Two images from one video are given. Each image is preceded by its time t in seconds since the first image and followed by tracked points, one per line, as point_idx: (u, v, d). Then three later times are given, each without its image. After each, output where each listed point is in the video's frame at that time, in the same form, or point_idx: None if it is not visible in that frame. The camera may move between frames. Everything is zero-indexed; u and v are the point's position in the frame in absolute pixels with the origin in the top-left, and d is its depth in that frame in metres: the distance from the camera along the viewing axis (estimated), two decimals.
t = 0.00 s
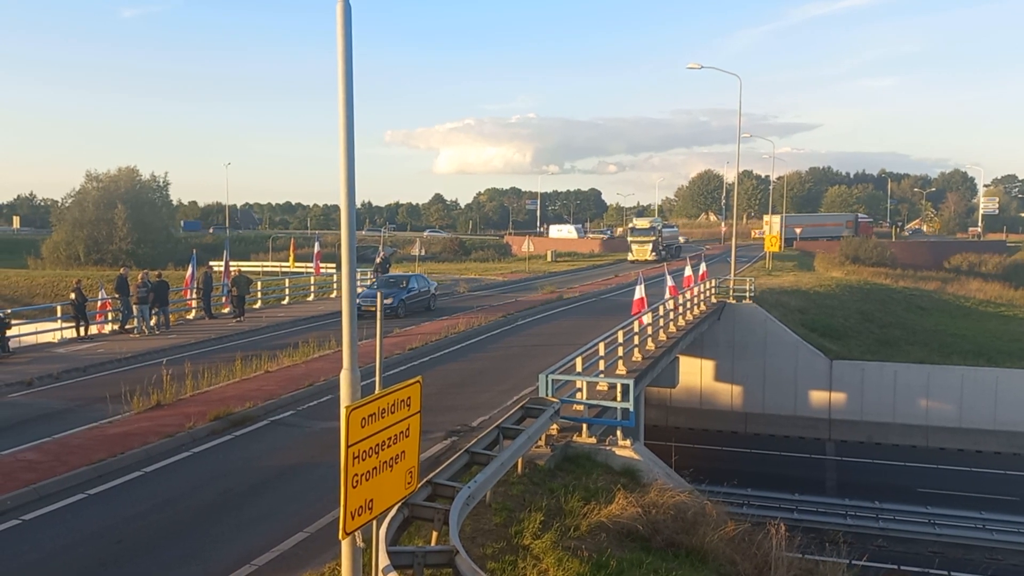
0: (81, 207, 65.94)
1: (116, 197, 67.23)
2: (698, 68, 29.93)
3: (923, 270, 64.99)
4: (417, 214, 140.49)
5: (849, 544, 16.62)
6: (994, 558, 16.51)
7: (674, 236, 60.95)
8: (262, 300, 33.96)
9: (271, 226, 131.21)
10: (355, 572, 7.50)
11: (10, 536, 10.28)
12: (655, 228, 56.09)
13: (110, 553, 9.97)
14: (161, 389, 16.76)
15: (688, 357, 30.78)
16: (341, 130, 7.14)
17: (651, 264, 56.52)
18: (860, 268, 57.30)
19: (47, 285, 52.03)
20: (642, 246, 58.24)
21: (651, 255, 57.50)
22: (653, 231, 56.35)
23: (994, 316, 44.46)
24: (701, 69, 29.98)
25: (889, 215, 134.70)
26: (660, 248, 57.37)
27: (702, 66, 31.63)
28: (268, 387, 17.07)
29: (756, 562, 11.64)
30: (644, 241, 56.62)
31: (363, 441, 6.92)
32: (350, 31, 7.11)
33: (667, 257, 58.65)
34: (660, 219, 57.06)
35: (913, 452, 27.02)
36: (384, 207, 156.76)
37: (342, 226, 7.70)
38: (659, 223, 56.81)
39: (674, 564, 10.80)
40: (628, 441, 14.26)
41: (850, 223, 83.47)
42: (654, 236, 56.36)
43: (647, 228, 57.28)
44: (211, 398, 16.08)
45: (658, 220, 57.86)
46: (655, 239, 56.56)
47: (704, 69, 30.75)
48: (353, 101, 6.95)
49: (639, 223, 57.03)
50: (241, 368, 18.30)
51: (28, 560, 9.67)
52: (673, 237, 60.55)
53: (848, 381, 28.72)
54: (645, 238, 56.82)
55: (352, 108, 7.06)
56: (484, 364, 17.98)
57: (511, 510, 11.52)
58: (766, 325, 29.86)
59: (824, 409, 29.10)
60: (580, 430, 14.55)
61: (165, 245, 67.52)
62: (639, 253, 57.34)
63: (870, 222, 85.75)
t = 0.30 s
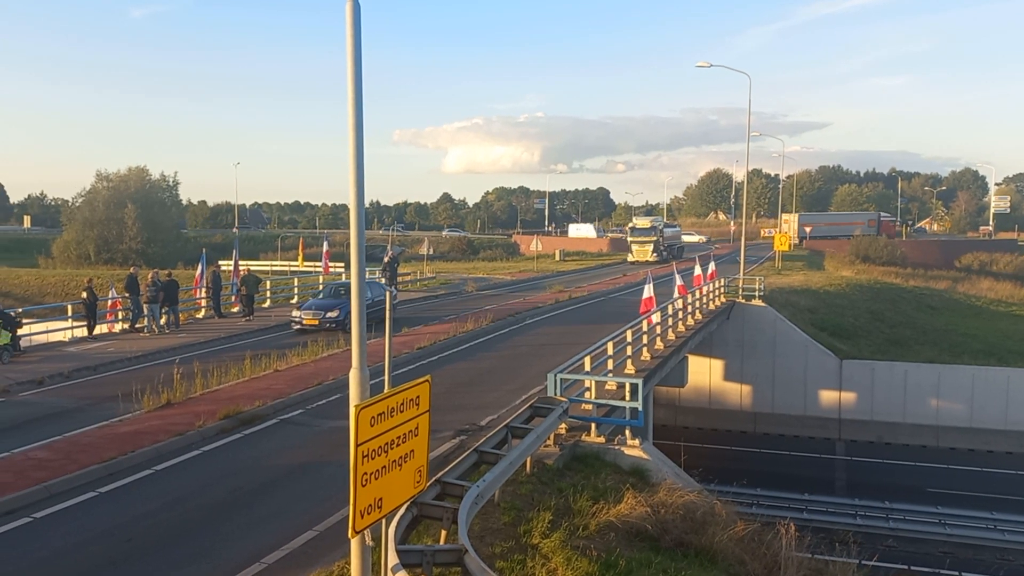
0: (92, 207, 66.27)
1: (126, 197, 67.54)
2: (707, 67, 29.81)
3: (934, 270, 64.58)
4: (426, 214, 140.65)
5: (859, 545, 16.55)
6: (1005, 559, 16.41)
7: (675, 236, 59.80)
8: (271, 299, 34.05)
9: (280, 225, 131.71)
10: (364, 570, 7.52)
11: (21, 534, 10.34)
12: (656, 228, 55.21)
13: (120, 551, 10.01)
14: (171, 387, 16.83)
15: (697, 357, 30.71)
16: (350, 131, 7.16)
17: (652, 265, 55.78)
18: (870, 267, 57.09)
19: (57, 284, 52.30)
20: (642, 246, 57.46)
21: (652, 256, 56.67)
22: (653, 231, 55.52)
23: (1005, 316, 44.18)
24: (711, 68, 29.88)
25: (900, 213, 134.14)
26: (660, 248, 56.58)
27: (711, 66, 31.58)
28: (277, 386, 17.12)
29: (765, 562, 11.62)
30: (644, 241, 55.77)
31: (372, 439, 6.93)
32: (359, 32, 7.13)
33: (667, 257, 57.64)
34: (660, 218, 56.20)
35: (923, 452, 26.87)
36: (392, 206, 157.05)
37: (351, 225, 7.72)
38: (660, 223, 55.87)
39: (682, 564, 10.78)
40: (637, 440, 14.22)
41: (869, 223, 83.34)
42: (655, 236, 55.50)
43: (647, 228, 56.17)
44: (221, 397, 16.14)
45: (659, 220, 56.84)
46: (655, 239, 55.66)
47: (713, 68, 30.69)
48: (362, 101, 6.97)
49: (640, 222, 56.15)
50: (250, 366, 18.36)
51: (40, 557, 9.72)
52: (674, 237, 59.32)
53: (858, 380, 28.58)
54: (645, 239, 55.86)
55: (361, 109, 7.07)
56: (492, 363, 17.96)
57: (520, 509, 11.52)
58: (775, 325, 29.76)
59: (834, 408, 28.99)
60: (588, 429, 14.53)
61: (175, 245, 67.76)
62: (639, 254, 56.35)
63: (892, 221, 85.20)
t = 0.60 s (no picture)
0: (112, 206, 66.93)
1: (145, 197, 68.14)
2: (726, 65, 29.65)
3: (955, 270, 63.93)
4: (442, 213, 140.97)
5: (878, 546, 16.42)
6: None
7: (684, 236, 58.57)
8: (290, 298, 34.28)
9: (297, 224, 132.49)
10: (382, 568, 7.54)
11: (43, 530, 10.45)
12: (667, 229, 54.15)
13: (140, 547, 10.09)
14: (191, 385, 16.95)
15: (715, 356, 30.57)
16: (369, 129, 7.18)
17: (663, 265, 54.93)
18: (891, 267, 56.69)
19: (79, 282, 52.84)
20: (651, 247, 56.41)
21: (659, 258, 55.51)
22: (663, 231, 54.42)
23: None
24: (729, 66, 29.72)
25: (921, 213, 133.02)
26: (670, 249, 55.66)
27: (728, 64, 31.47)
28: (296, 384, 17.19)
29: (784, 563, 11.55)
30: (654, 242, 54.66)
31: (390, 437, 6.94)
32: (377, 31, 7.14)
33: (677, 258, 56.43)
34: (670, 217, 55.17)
35: (944, 453, 26.62)
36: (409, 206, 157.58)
37: (369, 223, 7.74)
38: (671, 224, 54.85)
39: (700, 565, 10.73)
40: (655, 440, 14.17)
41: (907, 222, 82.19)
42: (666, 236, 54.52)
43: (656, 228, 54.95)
44: (240, 394, 16.23)
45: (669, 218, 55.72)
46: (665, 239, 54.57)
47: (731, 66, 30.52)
48: (380, 100, 6.99)
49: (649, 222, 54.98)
50: (268, 364, 18.45)
51: (60, 553, 9.81)
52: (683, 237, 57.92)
53: (878, 381, 28.34)
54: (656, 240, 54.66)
55: (379, 107, 7.09)
56: (509, 362, 17.96)
57: (537, 508, 11.52)
58: (794, 325, 29.56)
59: (853, 409, 28.77)
60: (605, 429, 14.48)
61: (194, 244, 68.32)
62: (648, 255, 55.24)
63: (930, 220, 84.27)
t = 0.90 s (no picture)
0: (140, 206, 67.73)
1: (173, 196, 68.94)
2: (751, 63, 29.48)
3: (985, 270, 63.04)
4: (465, 212, 141.19)
5: (905, 549, 16.21)
6: None
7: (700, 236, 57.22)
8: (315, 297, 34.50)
9: (322, 223, 133.40)
10: (405, 566, 7.55)
11: (72, 525, 10.60)
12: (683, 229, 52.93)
13: (166, 544, 10.18)
14: (217, 382, 17.11)
15: (740, 356, 30.37)
16: (393, 130, 7.21)
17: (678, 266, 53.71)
18: (919, 266, 56.08)
19: (107, 280, 53.53)
20: (666, 247, 55.36)
21: (675, 258, 54.51)
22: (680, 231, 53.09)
23: None
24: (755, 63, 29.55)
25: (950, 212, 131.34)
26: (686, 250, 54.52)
27: (754, 62, 31.28)
28: (320, 382, 17.28)
29: (810, 564, 11.45)
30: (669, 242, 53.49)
31: (414, 436, 6.96)
32: (402, 31, 7.16)
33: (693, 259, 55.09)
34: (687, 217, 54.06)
35: (972, 455, 26.24)
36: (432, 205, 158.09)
37: (394, 222, 7.76)
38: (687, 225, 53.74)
39: (725, 566, 10.66)
40: (679, 440, 14.09)
41: (946, 221, 81.13)
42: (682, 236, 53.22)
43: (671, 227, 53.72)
44: (265, 392, 16.35)
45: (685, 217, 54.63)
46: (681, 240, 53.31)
47: (757, 64, 30.31)
48: (405, 99, 7.02)
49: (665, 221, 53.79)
50: (293, 363, 18.57)
51: (88, 549, 9.92)
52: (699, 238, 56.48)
53: (905, 381, 28.00)
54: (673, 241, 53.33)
55: (404, 107, 7.12)
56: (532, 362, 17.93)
57: (560, 508, 11.50)
58: (821, 324, 29.29)
59: (880, 410, 28.42)
60: (629, 429, 14.42)
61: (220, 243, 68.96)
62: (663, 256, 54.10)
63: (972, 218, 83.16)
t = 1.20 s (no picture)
0: (178, 205, 68.75)
1: (210, 196, 69.91)
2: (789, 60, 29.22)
3: None
4: (497, 211, 141.32)
5: (945, 553, 15.91)
6: None
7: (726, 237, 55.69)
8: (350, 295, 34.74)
9: (355, 223, 134.47)
10: (439, 564, 7.58)
11: (111, 520, 10.79)
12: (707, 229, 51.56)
13: (205, 538, 10.32)
14: (252, 380, 17.31)
15: (775, 357, 30.08)
16: (428, 128, 7.23)
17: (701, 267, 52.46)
18: (959, 266, 55.09)
19: (146, 279, 54.41)
20: (689, 247, 54.19)
21: (698, 259, 53.16)
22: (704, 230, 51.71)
23: None
24: (792, 60, 29.21)
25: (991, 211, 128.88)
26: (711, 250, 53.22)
27: (790, 59, 30.97)
28: (354, 380, 17.40)
29: (847, 568, 11.30)
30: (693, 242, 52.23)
31: (447, 435, 6.97)
32: (437, 31, 7.19)
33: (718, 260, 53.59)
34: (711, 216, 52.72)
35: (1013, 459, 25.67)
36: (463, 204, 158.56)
37: (428, 222, 7.78)
38: (712, 225, 52.39)
39: (760, 569, 10.54)
40: (713, 441, 13.98)
41: (999, 221, 79.76)
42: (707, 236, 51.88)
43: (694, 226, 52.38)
44: (300, 390, 16.50)
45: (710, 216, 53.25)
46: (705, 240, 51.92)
47: (793, 62, 29.97)
48: (440, 99, 7.04)
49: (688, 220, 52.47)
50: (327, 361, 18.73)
51: (128, 543, 10.09)
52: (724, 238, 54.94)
53: (945, 383, 27.49)
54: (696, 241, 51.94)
55: (439, 106, 7.13)
56: (565, 361, 17.90)
57: (593, 508, 11.46)
58: (858, 325, 28.88)
59: (919, 412, 27.93)
60: (663, 429, 14.34)
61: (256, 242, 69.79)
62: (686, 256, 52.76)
63: None
